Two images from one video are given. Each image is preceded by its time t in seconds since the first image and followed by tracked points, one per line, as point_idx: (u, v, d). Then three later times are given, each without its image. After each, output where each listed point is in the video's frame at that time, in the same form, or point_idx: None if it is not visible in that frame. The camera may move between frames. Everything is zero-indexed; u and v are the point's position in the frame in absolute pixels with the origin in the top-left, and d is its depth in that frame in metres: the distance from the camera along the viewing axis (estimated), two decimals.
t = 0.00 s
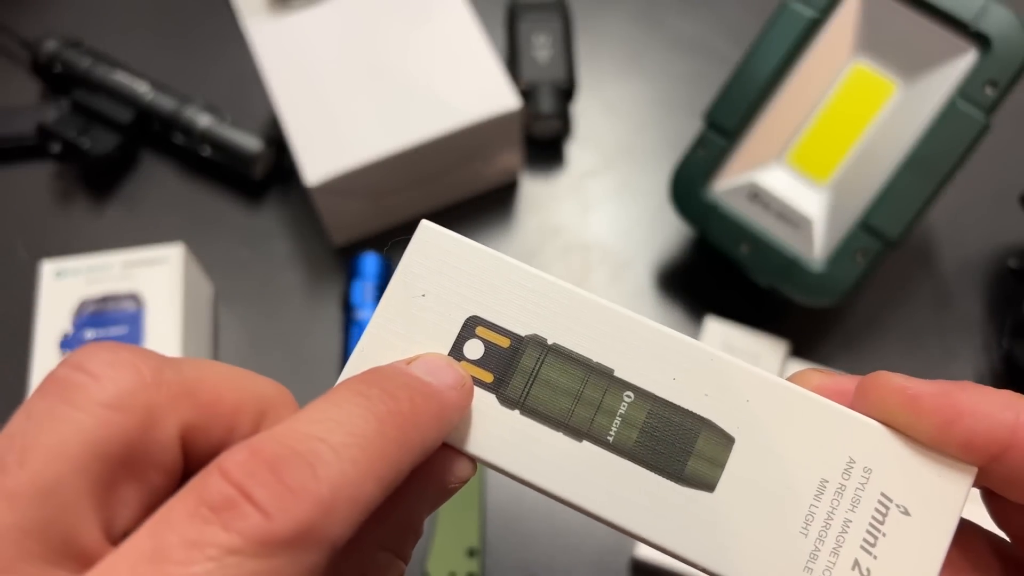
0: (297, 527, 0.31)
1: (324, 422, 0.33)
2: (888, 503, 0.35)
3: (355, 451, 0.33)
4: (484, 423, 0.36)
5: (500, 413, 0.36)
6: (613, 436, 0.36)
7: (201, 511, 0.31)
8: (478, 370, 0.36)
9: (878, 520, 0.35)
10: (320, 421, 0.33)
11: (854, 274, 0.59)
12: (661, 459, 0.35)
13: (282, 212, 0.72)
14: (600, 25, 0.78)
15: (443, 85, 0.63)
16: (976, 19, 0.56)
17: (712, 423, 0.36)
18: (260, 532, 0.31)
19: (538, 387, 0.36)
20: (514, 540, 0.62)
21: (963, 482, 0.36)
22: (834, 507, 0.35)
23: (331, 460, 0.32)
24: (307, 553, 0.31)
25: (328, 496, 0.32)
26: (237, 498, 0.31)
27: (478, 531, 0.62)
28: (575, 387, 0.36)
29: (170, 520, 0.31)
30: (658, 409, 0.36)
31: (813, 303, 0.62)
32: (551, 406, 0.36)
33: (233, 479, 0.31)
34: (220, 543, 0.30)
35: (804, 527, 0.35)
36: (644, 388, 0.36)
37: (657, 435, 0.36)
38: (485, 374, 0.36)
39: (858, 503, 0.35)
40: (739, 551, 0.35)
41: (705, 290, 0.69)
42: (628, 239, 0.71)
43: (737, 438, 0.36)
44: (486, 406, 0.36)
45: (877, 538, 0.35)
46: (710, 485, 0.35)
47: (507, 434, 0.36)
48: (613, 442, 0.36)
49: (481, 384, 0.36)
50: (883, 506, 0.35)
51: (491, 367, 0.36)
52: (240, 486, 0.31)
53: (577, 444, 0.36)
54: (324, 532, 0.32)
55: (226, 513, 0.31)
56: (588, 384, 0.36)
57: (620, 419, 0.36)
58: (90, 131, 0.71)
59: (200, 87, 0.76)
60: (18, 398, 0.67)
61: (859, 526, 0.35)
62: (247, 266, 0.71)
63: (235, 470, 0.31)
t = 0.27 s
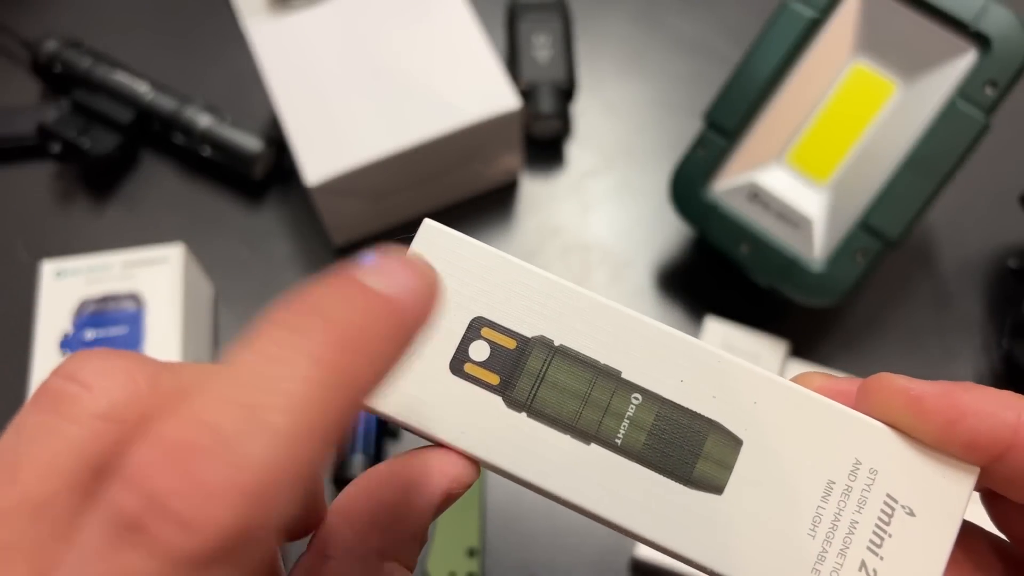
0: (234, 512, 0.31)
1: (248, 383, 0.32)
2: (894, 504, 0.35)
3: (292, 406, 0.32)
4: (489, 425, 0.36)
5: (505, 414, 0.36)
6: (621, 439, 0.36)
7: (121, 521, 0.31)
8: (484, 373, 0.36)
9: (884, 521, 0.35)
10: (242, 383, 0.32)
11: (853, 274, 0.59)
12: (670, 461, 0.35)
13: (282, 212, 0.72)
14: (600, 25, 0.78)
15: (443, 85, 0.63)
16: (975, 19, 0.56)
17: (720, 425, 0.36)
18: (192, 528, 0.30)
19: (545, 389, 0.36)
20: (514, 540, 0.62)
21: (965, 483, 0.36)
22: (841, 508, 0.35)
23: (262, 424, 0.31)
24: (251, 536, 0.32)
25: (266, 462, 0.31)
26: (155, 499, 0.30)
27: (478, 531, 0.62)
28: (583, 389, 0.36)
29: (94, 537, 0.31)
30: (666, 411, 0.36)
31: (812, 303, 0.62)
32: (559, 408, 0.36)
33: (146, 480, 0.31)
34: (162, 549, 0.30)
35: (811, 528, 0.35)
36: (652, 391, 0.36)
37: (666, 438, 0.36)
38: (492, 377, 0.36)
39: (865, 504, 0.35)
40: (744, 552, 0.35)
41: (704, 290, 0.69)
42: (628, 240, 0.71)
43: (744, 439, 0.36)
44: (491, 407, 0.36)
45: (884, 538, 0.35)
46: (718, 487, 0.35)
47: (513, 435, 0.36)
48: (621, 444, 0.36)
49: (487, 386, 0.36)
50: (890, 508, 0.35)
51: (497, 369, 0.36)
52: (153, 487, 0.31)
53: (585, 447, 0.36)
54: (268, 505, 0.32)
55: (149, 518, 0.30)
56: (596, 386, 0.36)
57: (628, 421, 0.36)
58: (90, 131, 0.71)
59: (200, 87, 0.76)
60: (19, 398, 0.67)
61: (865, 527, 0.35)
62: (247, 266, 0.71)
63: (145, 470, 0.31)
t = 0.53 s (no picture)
0: (301, 540, 0.30)
1: (321, 421, 0.32)
2: (900, 504, 0.35)
3: (359, 449, 0.32)
4: (497, 424, 0.36)
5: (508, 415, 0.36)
6: (625, 438, 0.36)
7: (196, 530, 0.30)
8: (486, 372, 0.36)
9: (890, 521, 0.35)
10: (316, 419, 0.32)
11: (853, 274, 0.59)
12: (673, 461, 0.35)
13: (282, 212, 0.72)
14: (600, 25, 0.78)
15: (443, 85, 0.63)
16: (975, 19, 0.56)
17: (724, 423, 0.36)
18: (260, 547, 0.30)
19: (548, 389, 0.36)
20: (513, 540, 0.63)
21: (974, 482, 0.36)
22: (847, 507, 0.35)
23: (335, 461, 0.31)
24: (311, 566, 0.31)
25: (331, 502, 0.31)
26: (233, 513, 0.30)
27: (478, 531, 0.62)
28: (587, 389, 0.36)
29: (166, 541, 0.30)
30: (670, 410, 0.36)
31: (812, 303, 0.62)
32: (562, 408, 0.36)
33: (230, 493, 0.30)
34: (220, 563, 0.29)
35: (817, 528, 0.35)
36: (655, 390, 0.36)
37: (670, 437, 0.36)
38: (495, 376, 0.36)
39: (870, 504, 0.35)
40: (749, 552, 0.35)
41: (704, 290, 0.69)
42: (628, 239, 0.71)
43: (748, 438, 0.36)
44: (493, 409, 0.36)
45: (890, 539, 0.35)
46: (722, 487, 0.35)
47: (518, 435, 0.36)
48: (625, 444, 0.36)
49: (489, 386, 0.36)
50: (895, 507, 0.35)
51: (499, 368, 0.36)
52: (235, 500, 0.30)
53: (589, 446, 0.36)
54: (330, 540, 0.31)
55: (223, 532, 0.30)
56: (599, 386, 0.36)
57: (632, 421, 0.36)
58: (90, 131, 0.71)
59: (200, 87, 0.76)
60: (19, 398, 0.67)
61: (871, 526, 0.35)
62: (247, 266, 0.71)
63: (230, 482, 0.30)
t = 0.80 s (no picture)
0: (314, 532, 0.31)
1: (331, 424, 0.32)
2: (898, 503, 0.35)
3: (368, 451, 0.32)
4: (496, 426, 0.36)
5: (507, 418, 0.36)
6: (623, 440, 0.36)
7: (213, 524, 0.30)
8: (484, 375, 0.36)
9: (888, 521, 0.35)
10: (325, 421, 0.32)
11: (853, 274, 0.59)
12: (672, 462, 0.35)
13: (282, 212, 0.72)
14: (600, 25, 0.78)
15: (443, 85, 0.63)
16: (975, 19, 0.56)
17: (722, 424, 0.36)
18: (275, 541, 0.30)
19: (547, 391, 0.36)
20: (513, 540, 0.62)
21: (974, 482, 0.36)
22: (845, 507, 0.35)
23: (345, 461, 0.32)
24: (324, 560, 0.31)
25: (342, 499, 0.31)
26: (250, 507, 0.30)
27: (479, 531, 0.62)
28: (585, 390, 0.36)
29: (182, 534, 0.30)
30: (668, 411, 0.36)
31: (812, 303, 0.62)
32: (560, 410, 0.36)
33: (243, 487, 0.31)
34: (236, 556, 0.30)
35: (815, 528, 0.35)
36: (653, 391, 0.36)
37: (668, 438, 0.36)
38: (493, 378, 0.36)
39: (868, 504, 0.35)
40: (747, 553, 0.35)
41: (704, 290, 0.69)
42: (628, 239, 0.71)
43: (747, 439, 0.36)
44: (492, 411, 0.36)
45: (889, 538, 0.35)
46: (720, 487, 0.35)
47: (517, 438, 0.36)
48: (623, 445, 0.36)
49: (488, 388, 0.36)
50: (893, 507, 0.35)
51: (498, 371, 0.37)
52: (251, 494, 0.31)
53: (586, 448, 0.36)
54: (342, 535, 0.31)
55: (239, 524, 0.30)
56: (597, 387, 0.36)
57: (629, 422, 0.36)
58: (90, 131, 0.71)
59: (200, 88, 0.76)
60: (19, 398, 0.67)
61: (869, 526, 0.35)
62: (247, 266, 0.71)
63: (245, 478, 0.31)
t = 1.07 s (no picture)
0: (292, 529, 0.30)
1: (309, 410, 0.31)
2: (896, 504, 0.35)
3: (350, 435, 0.31)
4: (495, 428, 0.36)
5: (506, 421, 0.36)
6: (622, 442, 0.36)
7: (187, 528, 0.30)
8: (484, 379, 0.37)
9: (887, 522, 0.35)
10: (303, 408, 0.31)
11: (854, 274, 0.59)
12: (671, 464, 0.35)
13: (282, 212, 0.72)
14: (600, 25, 0.78)
15: (443, 85, 0.63)
16: (975, 19, 0.56)
17: (721, 427, 0.36)
18: (249, 543, 0.30)
19: (545, 394, 0.36)
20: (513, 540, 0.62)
21: (970, 483, 0.36)
22: (843, 508, 0.35)
23: (323, 450, 0.30)
24: (305, 557, 0.31)
25: (322, 489, 0.30)
26: (222, 510, 0.30)
27: (478, 531, 0.62)
28: (584, 394, 0.36)
29: (161, 538, 0.30)
30: (666, 414, 0.36)
31: (812, 303, 0.62)
32: (559, 413, 0.36)
33: (216, 488, 0.30)
34: (211, 561, 0.29)
35: (814, 530, 0.35)
36: (652, 394, 0.36)
37: (666, 441, 0.36)
38: (491, 382, 0.37)
39: (867, 505, 0.35)
40: (744, 554, 0.35)
41: (703, 291, 0.69)
42: (627, 240, 0.71)
43: (745, 441, 0.36)
44: (491, 414, 0.36)
45: (886, 539, 0.35)
46: (719, 489, 0.35)
47: (517, 441, 0.36)
48: (622, 448, 0.36)
49: (487, 392, 0.36)
50: (892, 508, 0.35)
51: (498, 374, 0.36)
52: (223, 495, 0.30)
53: (585, 450, 0.36)
54: (323, 529, 0.31)
55: (211, 528, 0.30)
56: (596, 391, 0.36)
57: (628, 425, 0.36)
58: (90, 131, 0.71)
59: (200, 88, 0.76)
60: (19, 398, 0.67)
61: (868, 527, 0.35)
62: (247, 266, 0.71)
63: (217, 478, 0.30)
